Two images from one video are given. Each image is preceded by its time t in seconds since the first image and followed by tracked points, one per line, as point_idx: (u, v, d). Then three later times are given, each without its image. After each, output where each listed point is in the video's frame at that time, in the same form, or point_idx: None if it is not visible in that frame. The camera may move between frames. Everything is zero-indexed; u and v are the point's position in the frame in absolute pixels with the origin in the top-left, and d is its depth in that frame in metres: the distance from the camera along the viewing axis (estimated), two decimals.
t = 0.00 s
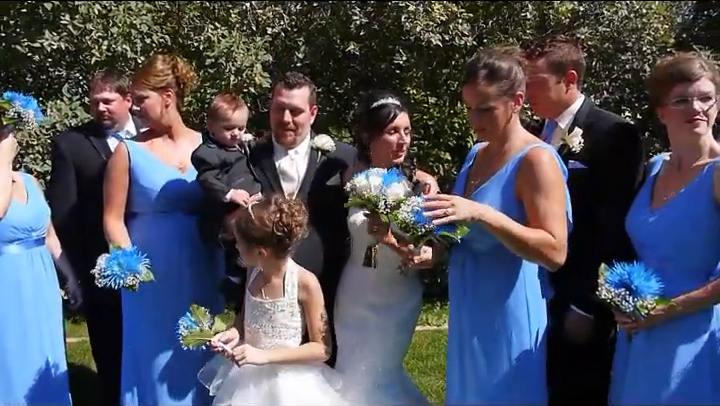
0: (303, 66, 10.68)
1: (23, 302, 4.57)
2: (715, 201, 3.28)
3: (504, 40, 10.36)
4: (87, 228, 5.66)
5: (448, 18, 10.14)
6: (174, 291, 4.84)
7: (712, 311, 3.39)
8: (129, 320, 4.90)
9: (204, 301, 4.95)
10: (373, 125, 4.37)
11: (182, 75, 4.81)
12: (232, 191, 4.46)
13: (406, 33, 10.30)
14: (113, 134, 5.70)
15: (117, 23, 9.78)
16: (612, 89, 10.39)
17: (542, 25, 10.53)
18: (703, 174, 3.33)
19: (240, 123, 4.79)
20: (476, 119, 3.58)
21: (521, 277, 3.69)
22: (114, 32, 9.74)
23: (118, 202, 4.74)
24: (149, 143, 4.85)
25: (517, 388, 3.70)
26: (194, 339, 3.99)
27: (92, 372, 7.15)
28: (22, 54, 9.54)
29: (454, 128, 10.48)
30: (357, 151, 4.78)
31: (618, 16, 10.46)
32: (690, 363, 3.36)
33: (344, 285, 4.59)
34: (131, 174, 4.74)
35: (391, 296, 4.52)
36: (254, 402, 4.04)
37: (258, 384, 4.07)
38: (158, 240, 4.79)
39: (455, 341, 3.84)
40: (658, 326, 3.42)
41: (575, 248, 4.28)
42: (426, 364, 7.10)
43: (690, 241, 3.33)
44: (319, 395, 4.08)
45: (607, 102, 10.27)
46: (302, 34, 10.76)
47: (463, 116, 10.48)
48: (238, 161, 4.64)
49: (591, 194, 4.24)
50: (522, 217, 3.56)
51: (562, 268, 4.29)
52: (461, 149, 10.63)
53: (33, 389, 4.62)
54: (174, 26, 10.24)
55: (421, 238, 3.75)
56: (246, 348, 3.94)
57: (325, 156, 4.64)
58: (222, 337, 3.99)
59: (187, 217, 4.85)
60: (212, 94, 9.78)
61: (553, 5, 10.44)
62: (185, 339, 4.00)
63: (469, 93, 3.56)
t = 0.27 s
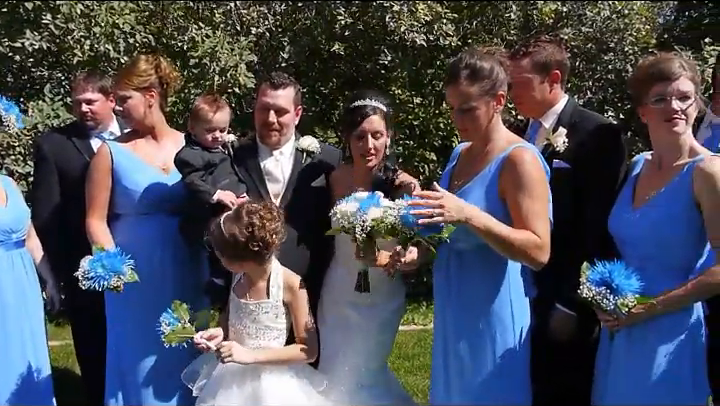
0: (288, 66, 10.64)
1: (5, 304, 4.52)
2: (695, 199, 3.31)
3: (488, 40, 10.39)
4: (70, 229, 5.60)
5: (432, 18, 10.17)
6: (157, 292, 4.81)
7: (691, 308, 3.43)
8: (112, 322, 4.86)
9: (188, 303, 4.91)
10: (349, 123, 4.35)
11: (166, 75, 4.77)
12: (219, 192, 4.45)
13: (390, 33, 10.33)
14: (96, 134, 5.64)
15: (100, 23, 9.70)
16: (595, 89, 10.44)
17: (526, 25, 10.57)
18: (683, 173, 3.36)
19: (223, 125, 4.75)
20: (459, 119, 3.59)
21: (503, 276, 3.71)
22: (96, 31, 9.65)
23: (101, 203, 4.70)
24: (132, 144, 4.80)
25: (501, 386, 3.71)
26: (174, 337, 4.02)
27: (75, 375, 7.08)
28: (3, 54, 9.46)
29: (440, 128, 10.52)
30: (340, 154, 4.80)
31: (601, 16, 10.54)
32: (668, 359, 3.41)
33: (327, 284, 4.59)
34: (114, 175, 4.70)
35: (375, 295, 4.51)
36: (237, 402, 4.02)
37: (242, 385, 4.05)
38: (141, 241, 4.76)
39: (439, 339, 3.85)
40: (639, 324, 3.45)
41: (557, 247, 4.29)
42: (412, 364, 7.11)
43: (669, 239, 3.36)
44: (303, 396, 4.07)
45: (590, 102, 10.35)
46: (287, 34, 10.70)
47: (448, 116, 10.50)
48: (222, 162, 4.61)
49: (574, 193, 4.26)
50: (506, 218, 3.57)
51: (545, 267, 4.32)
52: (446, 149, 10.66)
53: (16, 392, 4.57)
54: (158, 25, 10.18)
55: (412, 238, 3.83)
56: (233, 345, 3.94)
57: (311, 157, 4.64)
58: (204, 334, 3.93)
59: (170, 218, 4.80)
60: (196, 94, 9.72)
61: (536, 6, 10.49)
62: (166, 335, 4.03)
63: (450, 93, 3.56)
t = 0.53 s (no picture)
0: (271, 65, 10.61)
1: None
2: (674, 200, 3.33)
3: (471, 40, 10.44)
4: (50, 231, 5.54)
5: (416, 18, 10.20)
6: (139, 295, 4.77)
7: (671, 306, 3.47)
8: (93, 325, 4.81)
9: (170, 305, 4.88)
10: (327, 125, 4.35)
11: (147, 75, 4.73)
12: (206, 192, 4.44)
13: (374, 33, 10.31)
14: (78, 135, 5.59)
15: (81, 22, 9.60)
16: (576, 89, 10.58)
17: (509, 25, 10.63)
18: (661, 172, 3.38)
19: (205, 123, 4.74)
20: (440, 119, 3.61)
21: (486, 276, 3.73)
22: (76, 31, 9.55)
23: (81, 205, 4.64)
24: (113, 145, 4.75)
25: (485, 386, 3.73)
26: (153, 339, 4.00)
27: (54, 379, 6.99)
28: None
29: (423, 128, 10.52)
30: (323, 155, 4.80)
31: (582, 16, 10.64)
32: (649, 357, 3.45)
33: (310, 285, 4.58)
34: (94, 177, 4.65)
35: (358, 295, 4.51)
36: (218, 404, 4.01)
37: (223, 387, 4.03)
38: (122, 243, 4.71)
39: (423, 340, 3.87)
40: (619, 322, 3.48)
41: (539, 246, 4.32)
42: (397, 364, 7.12)
43: (649, 238, 3.39)
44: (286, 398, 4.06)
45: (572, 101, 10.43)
46: (270, 34, 10.62)
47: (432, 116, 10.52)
48: (206, 161, 4.57)
49: (556, 192, 4.29)
50: (489, 217, 3.59)
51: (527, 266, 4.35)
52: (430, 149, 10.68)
53: None
54: (140, 25, 10.10)
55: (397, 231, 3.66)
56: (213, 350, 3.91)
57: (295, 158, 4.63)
58: (185, 337, 3.98)
59: (152, 220, 4.77)
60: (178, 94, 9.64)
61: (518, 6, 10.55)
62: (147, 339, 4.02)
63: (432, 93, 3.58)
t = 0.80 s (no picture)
0: (255, 66, 10.67)
1: None
2: (655, 200, 3.36)
3: (455, 40, 10.47)
4: (33, 233, 5.48)
5: (400, 19, 10.24)
6: (123, 298, 4.72)
7: (653, 304, 3.51)
8: (77, 328, 4.77)
9: (154, 307, 4.84)
10: (308, 125, 4.34)
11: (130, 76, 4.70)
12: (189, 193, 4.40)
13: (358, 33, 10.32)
14: (60, 136, 5.53)
15: (63, 22, 9.49)
16: (561, 89, 10.54)
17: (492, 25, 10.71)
18: (642, 172, 3.40)
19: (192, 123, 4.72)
20: (424, 120, 3.62)
21: (471, 277, 3.74)
22: (58, 31, 9.44)
23: (64, 207, 4.59)
24: (96, 146, 4.71)
25: (470, 386, 3.74)
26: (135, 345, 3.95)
27: (36, 383, 6.90)
28: None
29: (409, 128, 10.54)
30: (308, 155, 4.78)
31: (565, 17, 10.70)
32: (631, 355, 3.48)
33: (295, 286, 4.58)
34: (77, 178, 4.61)
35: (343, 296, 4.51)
36: None
37: (206, 390, 4.02)
38: (106, 245, 4.67)
39: (408, 340, 3.88)
40: (602, 320, 3.51)
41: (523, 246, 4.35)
42: (383, 364, 7.12)
43: (631, 237, 3.42)
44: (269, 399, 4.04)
45: (556, 101, 10.49)
46: (255, 34, 10.72)
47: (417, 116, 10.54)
48: (191, 162, 4.52)
49: (539, 191, 4.32)
50: (475, 218, 3.61)
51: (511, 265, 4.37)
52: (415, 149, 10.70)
53: None
54: (123, 25, 10.04)
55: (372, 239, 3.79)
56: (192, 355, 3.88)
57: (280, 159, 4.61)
58: (167, 343, 3.96)
59: (135, 221, 4.74)
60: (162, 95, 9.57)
61: (502, 6, 10.60)
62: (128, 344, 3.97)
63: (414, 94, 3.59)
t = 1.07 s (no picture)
0: (240, 67, 10.62)
1: None
2: (634, 200, 3.40)
3: (440, 41, 10.50)
4: (14, 236, 5.42)
5: (384, 20, 10.27)
6: (106, 301, 4.68)
7: (634, 302, 3.55)
8: (60, 332, 4.72)
9: (138, 310, 4.81)
10: (288, 127, 4.32)
11: (113, 77, 4.65)
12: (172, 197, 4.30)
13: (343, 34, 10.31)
14: (42, 137, 5.48)
15: (44, 23, 9.37)
16: (544, 90, 10.60)
17: (477, 26, 10.78)
18: (621, 173, 3.44)
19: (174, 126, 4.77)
20: (407, 124, 3.64)
21: (454, 277, 3.76)
22: (40, 31, 9.32)
23: (46, 211, 4.55)
24: (78, 148, 4.67)
25: (455, 387, 3.76)
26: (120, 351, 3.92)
27: (17, 388, 6.81)
28: None
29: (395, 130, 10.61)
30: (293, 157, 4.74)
31: (548, 18, 10.77)
32: (613, 354, 3.51)
33: (279, 287, 4.57)
34: (59, 181, 4.57)
35: (328, 297, 4.51)
36: None
37: (190, 393, 4.00)
38: (88, 249, 4.62)
39: (392, 341, 3.89)
40: (585, 319, 3.54)
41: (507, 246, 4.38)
42: (369, 365, 7.13)
43: (612, 237, 3.46)
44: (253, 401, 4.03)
45: (540, 102, 10.57)
46: (240, 35, 10.71)
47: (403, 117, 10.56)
48: (174, 164, 4.52)
49: (522, 192, 4.35)
50: (458, 217, 3.63)
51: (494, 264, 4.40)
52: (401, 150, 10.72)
53: None
54: (107, 26, 9.98)
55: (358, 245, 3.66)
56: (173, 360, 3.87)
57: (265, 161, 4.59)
58: (151, 349, 3.95)
59: (118, 223, 4.70)
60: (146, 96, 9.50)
61: (486, 8, 10.65)
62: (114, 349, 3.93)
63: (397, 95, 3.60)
